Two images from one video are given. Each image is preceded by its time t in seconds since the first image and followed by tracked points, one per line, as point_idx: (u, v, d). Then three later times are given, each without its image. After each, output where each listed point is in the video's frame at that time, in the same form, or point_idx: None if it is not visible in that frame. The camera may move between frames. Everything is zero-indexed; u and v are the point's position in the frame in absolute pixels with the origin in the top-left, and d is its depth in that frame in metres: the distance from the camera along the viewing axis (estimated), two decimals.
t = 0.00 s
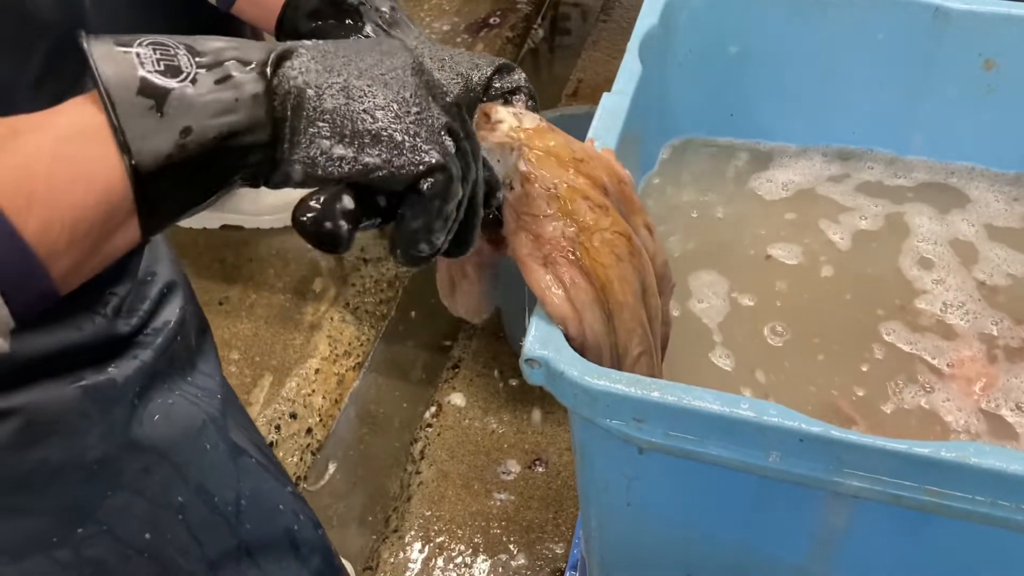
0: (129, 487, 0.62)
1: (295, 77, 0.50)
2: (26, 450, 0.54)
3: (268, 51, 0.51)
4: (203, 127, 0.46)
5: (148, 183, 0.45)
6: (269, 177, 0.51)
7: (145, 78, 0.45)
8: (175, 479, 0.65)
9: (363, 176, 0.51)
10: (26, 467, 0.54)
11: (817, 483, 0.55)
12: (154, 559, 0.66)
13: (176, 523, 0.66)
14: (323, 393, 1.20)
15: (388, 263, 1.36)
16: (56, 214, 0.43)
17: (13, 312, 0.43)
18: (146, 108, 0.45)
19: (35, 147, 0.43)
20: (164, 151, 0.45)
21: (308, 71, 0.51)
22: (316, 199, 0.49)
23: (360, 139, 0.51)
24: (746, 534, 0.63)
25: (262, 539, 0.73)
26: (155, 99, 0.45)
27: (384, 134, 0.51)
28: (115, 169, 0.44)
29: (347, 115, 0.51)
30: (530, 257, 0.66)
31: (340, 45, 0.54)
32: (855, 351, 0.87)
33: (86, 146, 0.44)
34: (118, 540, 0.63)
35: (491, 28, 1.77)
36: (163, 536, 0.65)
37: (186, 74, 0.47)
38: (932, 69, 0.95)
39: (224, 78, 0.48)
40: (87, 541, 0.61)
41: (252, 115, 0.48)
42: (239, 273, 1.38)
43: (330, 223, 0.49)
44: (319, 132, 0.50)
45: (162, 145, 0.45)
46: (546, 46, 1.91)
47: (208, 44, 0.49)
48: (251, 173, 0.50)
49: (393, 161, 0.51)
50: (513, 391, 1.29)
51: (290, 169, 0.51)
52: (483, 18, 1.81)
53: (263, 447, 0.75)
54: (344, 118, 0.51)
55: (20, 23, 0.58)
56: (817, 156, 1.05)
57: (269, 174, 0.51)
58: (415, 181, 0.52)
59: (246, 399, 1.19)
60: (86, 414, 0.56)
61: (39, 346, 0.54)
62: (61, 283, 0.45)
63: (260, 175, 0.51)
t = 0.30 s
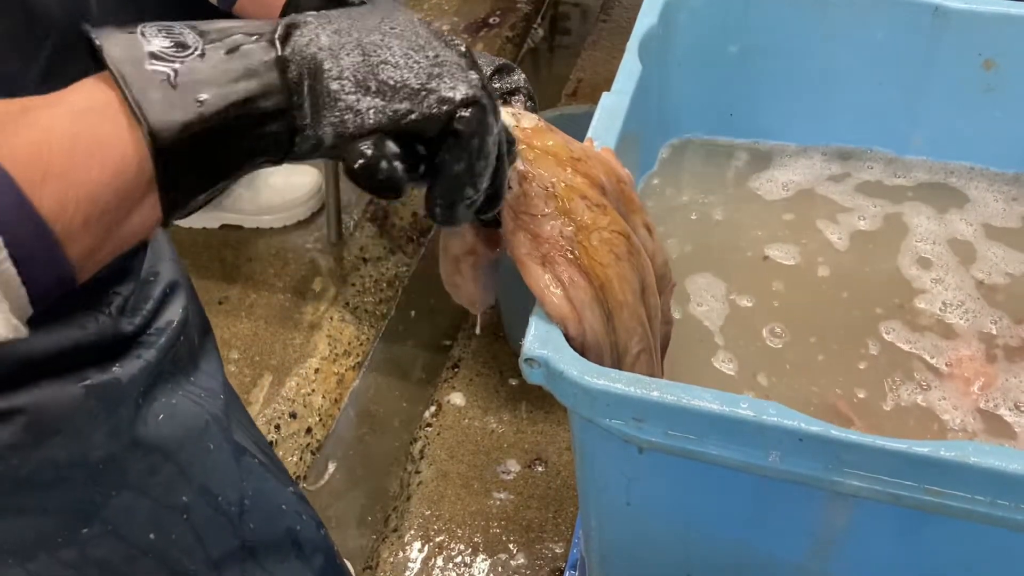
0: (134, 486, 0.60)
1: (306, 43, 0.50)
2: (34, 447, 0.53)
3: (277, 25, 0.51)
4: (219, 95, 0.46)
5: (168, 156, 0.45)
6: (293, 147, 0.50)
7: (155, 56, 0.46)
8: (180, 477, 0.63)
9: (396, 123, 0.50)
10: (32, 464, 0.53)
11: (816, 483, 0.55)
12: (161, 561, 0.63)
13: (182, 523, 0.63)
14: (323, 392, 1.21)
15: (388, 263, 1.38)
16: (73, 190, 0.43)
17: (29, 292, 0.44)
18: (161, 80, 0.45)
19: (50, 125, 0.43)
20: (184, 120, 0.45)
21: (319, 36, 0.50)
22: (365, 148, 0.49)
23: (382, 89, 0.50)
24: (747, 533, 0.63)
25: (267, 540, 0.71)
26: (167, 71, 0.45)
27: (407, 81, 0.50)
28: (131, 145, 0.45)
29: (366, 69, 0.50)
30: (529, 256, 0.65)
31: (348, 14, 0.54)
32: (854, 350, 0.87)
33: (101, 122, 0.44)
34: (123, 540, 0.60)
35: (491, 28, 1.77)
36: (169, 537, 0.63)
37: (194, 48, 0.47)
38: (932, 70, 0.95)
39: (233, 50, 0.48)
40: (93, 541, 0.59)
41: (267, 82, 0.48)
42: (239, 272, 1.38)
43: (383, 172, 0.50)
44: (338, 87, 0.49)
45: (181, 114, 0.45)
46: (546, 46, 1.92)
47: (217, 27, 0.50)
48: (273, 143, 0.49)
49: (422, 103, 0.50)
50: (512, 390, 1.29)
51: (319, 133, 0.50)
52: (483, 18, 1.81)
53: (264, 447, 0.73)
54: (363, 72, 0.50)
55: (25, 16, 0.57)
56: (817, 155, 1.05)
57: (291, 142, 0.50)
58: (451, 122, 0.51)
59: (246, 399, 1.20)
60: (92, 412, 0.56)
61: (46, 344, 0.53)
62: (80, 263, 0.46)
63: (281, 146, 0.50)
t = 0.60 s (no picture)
0: (132, 496, 0.59)
1: (354, 19, 0.49)
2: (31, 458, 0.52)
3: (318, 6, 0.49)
4: (276, 62, 0.44)
5: (231, 122, 0.42)
6: (349, 123, 0.48)
7: (206, 31, 0.44)
8: (178, 488, 0.62)
9: (461, 85, 0.49)
10: (31, 474, 0.52)
11: (815, 483, 0.55)
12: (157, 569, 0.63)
13: (179, 533, 0.63)
14: (322, 392, 1.22)
15: (388, 262, 1.39)
16: (133, 151, 0.40)
17: (86, 262, 0.40)
18: (214, 49, 0.43)
19: (109, 90, 0.41)
20: (241, 87, 0.42)
21: (364, 12, 0.49)
22: (445, 108, 0.48)
23: (440, 53, 0.49)
24: (746, 533, 0.63)
25: (265, 548, 0.70)
26: (219, 44, 0.43)
27: (463, 44, 0.50)
28: (192, 106, 0.42)
29: (419, 37, 0.49)
30: (529, 254, 0.64)
31: None
32: (852, 349, 0.87)
33: (160, 88, 0.42)
34: (122, 550, 0.60)
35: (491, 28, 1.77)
36: (167, 546, 0.63)
37: (243, 21, 0.45)
38: (932, 69, 0.95)
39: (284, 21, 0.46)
40: (90, 552, 0.59)
41: (320, 51, 0.45)
42: (239, 271, 1.38)
43: (466, 134, 0.49)
44: (399, 54, 0.48)
45: (238, 82, 0.42)
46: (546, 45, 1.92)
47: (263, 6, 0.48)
48: (328, 117, 0.47)
49: (481, 63, 0.50)
50: (512, 389, 1.29)
51: (379, 102, 0.47)
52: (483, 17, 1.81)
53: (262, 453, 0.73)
54: (417, 40, 0.49)
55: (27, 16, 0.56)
56: (816, 154, 1.05)
57: (343, 117, 0.48)
58: (509, 79, 0.51)
59: (246, 399, 1.20)
60: (90, 423, 0.55)
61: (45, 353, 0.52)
62: (140, 233, 0.42)
63: (335, 122, 0.47)
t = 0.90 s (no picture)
0: (139, 497, 0.58)
1: (416, 66, 0.51)
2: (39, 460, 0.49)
3: (380, 49, 0.52)
4: (339, 103, 0.46)
5: (300, 160, 0.45)
6: (417, 164, 0.51)
7: (270, 68, 0.46)
8: (184, 489, 0.62)
9: (526, 128, 0.53)
10: (38, 477, 0.49)
11: (814, 482, 0.55)
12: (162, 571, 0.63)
13: (185, 533, 0.63)
14: (322, 392, 1.20)
15: (387, 262, 1.38)
16: (192, 178, 0.41)
17: (136, 284, 0.40)
18: (279, 90, 0.45)
19: (170, 117, 0.42)
20: (307, 125, 0.44)
21: (424, 57, 0.52)
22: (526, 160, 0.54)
23: (504, 97, 0.52)
24: (746, 532, 0.63)
25: (271, 548, 0.70)
26: (284, 82, 0.46)
27: (524, 87, 0.53)
28: (249, 135, 0.44)
29: (480, 82, 0.52)
30: (527, 254, 0.64)
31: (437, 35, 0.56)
32: (851, 349, 0.87)
33: (221, 117, 0.43)
34: (127, 552, 0.59)
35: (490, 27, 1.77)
36: (173, 548, 0.62)
37: (305, 62, 0.48)
38: (932, 68, 0.95)
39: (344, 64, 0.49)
40: (97, 554, 0.57)
41: (384, 95, 0.48)
42: (239, 271, 1.38)
43: (543, 179, 0.54)
44: (465, 99, 0.51)
45: (305, 121, 0.45)
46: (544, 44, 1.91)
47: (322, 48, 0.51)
48: (393, 155, 0.50)
49: (542, 106, 0.53)
50: (512, 388, 1.29)
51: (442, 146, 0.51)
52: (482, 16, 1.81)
53: (264, 453, 0.73)
54: (479, 84, 0.52)
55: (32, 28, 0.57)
56: (816, 153, 1.05)
57: (406, 157, 0.51)
58: (570, 122, 0.55)
59: (246, 399, 1.20)
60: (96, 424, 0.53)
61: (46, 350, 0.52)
62: (190, 258, 0.43)
63: (394, 159, 0.50)
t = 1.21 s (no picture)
0: (135, 500, 0.58)
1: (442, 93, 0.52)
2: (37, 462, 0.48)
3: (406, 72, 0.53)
4: (365, 129, 0.47)
5: (328, 185, 0.46)
6: (444, 186, 0.52)
7: (298, 95, 0.47)
8: (182, 490, 0.62)
9: (551, 152, 0.53)
10: (36, 479, 0.49)
11: (814, 482, 0.55)
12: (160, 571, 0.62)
13: (183, 535, 0.63)
14: (322, 391, 1.21)
15: (388, 261, 1.37)
16: (215, 201, 0.42)
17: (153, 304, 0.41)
18: (307, 116, 0.46)
19: (196, 140, 0.43)
20: (336, 152, 0.46)
21: (450, 81, 0.54)
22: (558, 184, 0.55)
23: (529, 121, 0.53)
24: (744, 532, 0.63)
25: (270, 549, 0.71)
26: (312, 109, 0.47)
27: (549, 110, 0.53)
28: (274, 160, 0.45)
29: (507, 107, 0.53)
30: (527, 256, 0.64)
31: (463, 57, 0.57)
32: (850, 349, 0.87)
33: (246, 141, 0.44)
34: (125, 554, 0.59)
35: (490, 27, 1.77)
36: (170, 549, 0.62)
37: (330, 87, 0.49)
38: (932, 67, 0.95)
39: (370, 90, 0.50)
40: (94, 557, 0.57)
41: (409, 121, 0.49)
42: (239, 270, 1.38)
43: (576, 203, 0.54)
44: (490, 123, 0.52)
45: (333, 148, 0.46)
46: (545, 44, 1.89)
47: (344, 71, 0.52)
48: (419, 178, 0.51)
49: (567, 129, 0.54)
50: (511, 388, 1.29)
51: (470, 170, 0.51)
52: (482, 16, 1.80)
53: (264, 454, 0.73)
54: (505, 110, 0.53)
55: (30, 32, 0.57)
56: (816, 153, 1.05)
57: (432, 180, 0.52)
58: (595, 143, 0.55)
59: (246, 399, 1.19)
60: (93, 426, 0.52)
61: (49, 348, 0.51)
62: (208, 279, 0.44)
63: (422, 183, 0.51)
